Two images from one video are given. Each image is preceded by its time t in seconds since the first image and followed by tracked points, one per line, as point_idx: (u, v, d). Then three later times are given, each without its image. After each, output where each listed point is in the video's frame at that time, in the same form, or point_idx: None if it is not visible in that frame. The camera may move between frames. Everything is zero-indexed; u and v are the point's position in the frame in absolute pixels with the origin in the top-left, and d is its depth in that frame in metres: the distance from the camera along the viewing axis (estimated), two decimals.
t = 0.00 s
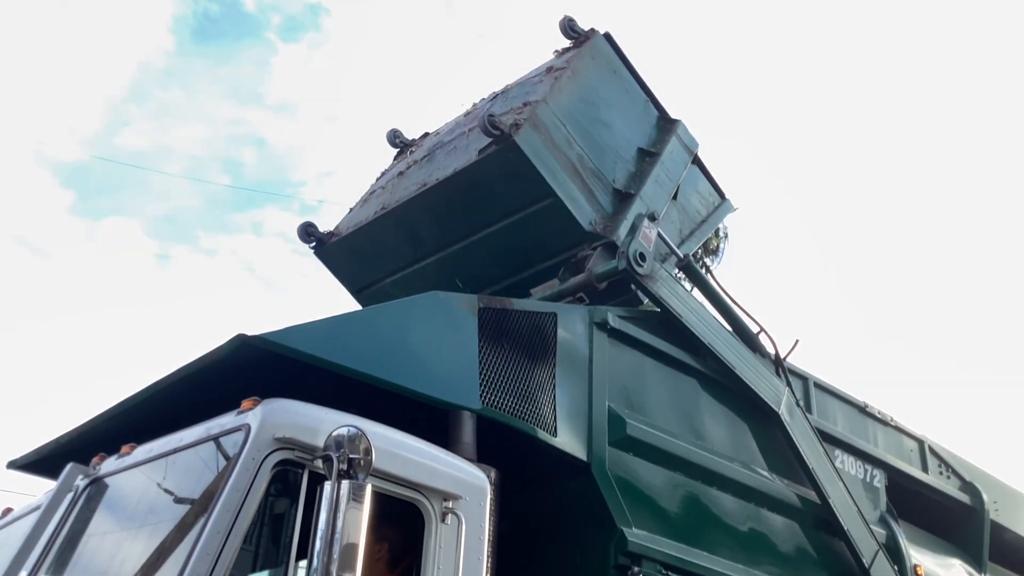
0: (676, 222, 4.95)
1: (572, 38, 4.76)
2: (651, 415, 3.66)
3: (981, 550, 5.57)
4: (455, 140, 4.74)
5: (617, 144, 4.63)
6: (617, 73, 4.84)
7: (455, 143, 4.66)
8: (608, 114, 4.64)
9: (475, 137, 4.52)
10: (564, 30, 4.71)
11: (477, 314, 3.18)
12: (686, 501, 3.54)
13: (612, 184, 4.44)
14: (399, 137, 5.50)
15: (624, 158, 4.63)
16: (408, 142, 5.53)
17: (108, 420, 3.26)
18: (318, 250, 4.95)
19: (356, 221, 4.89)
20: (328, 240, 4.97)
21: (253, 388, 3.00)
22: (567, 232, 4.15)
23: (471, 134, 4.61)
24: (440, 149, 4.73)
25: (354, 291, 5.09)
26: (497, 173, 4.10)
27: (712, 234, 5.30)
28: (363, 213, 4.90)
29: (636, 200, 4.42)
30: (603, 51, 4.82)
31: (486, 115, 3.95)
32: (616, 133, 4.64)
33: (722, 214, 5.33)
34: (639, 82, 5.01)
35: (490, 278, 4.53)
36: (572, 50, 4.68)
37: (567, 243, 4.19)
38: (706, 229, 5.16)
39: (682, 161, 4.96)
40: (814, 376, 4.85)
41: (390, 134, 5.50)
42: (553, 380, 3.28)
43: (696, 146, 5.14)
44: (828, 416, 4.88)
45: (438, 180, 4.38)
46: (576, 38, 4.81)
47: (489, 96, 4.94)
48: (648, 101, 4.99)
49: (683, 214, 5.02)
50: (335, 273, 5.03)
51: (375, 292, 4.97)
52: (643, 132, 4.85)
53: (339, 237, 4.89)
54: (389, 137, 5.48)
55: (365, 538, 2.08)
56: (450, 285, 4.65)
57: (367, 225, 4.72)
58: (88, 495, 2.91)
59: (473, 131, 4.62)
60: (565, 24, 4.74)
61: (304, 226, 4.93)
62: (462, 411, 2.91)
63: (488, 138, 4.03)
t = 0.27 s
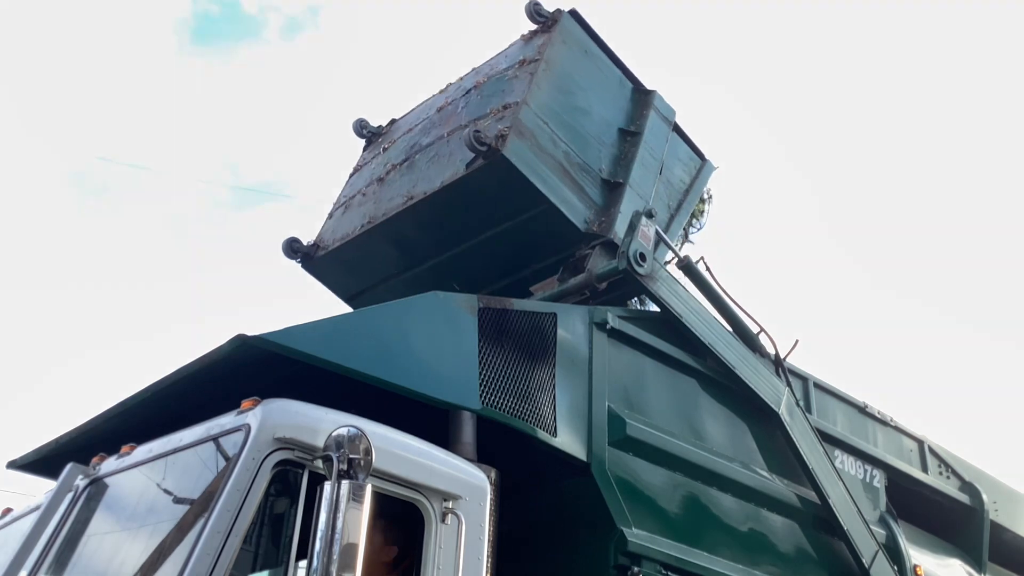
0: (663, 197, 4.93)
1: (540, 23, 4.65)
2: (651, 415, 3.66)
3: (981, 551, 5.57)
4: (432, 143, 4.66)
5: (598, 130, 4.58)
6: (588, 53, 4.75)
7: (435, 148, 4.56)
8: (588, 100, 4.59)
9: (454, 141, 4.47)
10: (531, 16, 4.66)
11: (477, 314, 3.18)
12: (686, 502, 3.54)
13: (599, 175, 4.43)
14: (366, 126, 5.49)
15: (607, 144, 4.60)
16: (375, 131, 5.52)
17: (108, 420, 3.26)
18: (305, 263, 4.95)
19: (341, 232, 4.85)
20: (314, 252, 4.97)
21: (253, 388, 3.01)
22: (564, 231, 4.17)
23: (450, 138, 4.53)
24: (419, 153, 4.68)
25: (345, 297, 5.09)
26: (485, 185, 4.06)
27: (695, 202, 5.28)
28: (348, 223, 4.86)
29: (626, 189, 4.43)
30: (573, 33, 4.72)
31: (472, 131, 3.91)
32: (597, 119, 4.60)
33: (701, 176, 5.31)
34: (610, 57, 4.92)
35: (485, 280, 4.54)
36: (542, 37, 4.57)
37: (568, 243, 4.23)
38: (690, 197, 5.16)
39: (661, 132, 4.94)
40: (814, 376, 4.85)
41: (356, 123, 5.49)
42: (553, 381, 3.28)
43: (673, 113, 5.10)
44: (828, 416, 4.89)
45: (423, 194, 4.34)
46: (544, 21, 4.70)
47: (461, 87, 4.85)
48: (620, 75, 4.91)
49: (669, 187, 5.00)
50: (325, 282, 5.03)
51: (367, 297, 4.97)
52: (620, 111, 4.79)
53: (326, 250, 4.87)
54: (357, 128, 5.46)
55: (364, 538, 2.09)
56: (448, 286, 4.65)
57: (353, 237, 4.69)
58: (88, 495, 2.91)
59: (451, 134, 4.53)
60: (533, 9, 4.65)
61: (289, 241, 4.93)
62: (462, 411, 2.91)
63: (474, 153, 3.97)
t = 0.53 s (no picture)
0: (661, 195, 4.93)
1: (536, 22, 4.65)
2: (650, 415, 3.66)
3: (980, 551, 5.57)
4: (429, 143, 4.67)
5: (595, 128, 4.58)
6: (584, 51, 4.74)
7: (433, 150, 4.56)
8: (584, 98, 4.58)
9: (452, 142, 4.46)
10: (528, 14, 4.64)
11: (477, 314, 3.18)
12: (685, 502, 3.54)
13: (598, 174, 4.43)
14: (362, 126, 5.48)
15: (604, 142, 4.60)
16: (372, 130, 5.52)
17: (108, 419, 3.26)
18: (305, 265, 4.96)
19: (340, 235, 4.85)
20: (313, 254, 4.96)
21: (253, 388, 3.01)
22: (563, 231, 4.17)
23: (447, 140, 4.52)
24: (418, 153, 4.67)
25: (346, 298, 5.09)
26: (483, 186, 4.06)
27: (694, 199, 5.28)
28: (346, 225, 4.86)
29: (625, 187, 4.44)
30: (569, 31, 4.71)
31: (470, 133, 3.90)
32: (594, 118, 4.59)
33: (698, 173, 5.31)
34: (606, 54, 4.91)
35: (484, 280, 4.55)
36: (538, 36, 4.56)
37: (567, 243, 4.23)
38: (688, 194, 5.16)
39: (658, 128, 4.94)
40: (813, 376, 4.85)
41: (353, 123, 5.49)
42: (553, 381, 3.28)
43: (670, 110, 5.10)
44: (827, 416, 4.89)
45: (421, 195, 4.33)
46: (539, 20, 4.68)
47: (458, 87, 4.84)
48: (616, 72, 4.91)
49: (667, 184, 5.00)
50: (324, 284, 5.03)
51: (367, 297, 4.97)
52: (617, 108, 4.79)
53: (325, 252, 4.87)
54: (353, 129, 5.46)
55: (364, 538, 2.08)
56: (445, 287, 4.66)
57: (352, 239, 4.69)
58: (88, 495, 2.91)
59: (449, 135, 4.53)
60: (529, 8, 4.64)
61: (287, 244, 4.93)
62: (462, 411, 2.91)
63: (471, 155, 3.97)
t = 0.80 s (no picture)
0: (667, 208, 4.94)
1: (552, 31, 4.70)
2: (649, 416, 3.67)
3: (978, 551, 5.57)
4: (438, 139, 4.70)
5: (604, 135, 4.59)
6: (599, 61, 4.78)
7: (441, 145, 4.59)
8: (595, 106, 4.60)
9: (460, 137, 4.48)
10: (545, 21, 4.69)
11: (476, 315, 3.18)
12: (684, 502, 3.54)
13: (602, 179, 4.43)
14: (379, 131, 5.49)
15: (612, 149, 4.61)
16: (388, 136, 5.53)
17: (107, 419, 3.26)
18: (308, 256, 4.95)
19: (345, 227, 4.85)
20: (318, 246, 4.96)
21: (254, 387, 3.00)
22: (562, 231, 4.16)
23: (456, 135, 4.55)
24: (427, 150, 4.70)
25: (346, 294, 5.07)
26: (486, 180, 4.08)
27: (702, 216, 5.29)
28: (352, 218, 4.87)
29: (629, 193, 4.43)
30: (585, 40, 4.75)
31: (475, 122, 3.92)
32: (603, 126, 4.60)
33: (707, 193, 5.32)
34: (621, 68, 4.94)
35: (485, 279, 4.53)
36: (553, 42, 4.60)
37: (565, 244, 4.22)
38: (695, 211, 5.16)
39: (669, 145, 4.95)
40: (812, 377, 4.85)
41: (370, 128, 5.50)
42: (552, 381, 3.28)
43: (682, 128, 5.11)
44: (826, 416, 4.89)
45: (426, 186, 4.35)
46: (556, 29, 4.74)
47: (471, 90, 4.88)
48: (630, 86, 4.93)
49: (674, 199, 5.01)
50: (327, 278, 5.03)
51: (368, 294, 4.96)
52: (627, 119, 4.80)
53: (329, 244, 4.87)
54: (370, 130, 5.48)
55: (363, 538, 2.09)
56: (445, 285, 4.64)
57: (356, 231, 4.70)
58: (87, 495, 2.91)
59: (458, 132, 4.55)
60: (546, 15, 4.69)
61: (293, 234, 4.92)
62: (460, 411, 2.92)
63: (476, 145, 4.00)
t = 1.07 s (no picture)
0: (668, 209, 4.93)
1: (555, 31, 4.72)
2: (649, 416, 3.66)
3: (978, 551, 5.57)
4: (440, 139, 4.70)
5: (605, 136, 4.59)
6: (601, 63, 4.78)
7: (442, 144, 4.59)
8: (597, 106, 4.60)
9: (460, 138, 4.48)
10: (548, 21, 4.69)
11: (476, 314, 3.18)
12: (683, 502, 3.54)
13: (603, 179, 4.42)
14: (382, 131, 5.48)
15: (613, 150, 4.61)
16: (390, 135, 5.53)
17: (106, 418, 3.26)
18: (308, 255, 4.94)
19: (345, 226, 4.84)
20: (318, 245, 4.96)
21: (254, 387, 3.00)
22: (562, 231, 4.16)
23: (457, 135, 4.55)
24: (428, 149, 4.70)
25: (347, 293, 5.07)
26: (486, 180, 4.08)
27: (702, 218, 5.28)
28: (352, 217, 4.86)
29: (630, 193, 4.43)
30: (587, 42, 4.76)
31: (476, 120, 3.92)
32: (605, 126, 4.60)
33: (708, 195, 5.32)
34: (624, 70, 4.94)
35: (485, 279, 4.53)
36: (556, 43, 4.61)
37: (562, 243, 4.21)
38: (696, 213, 5.16)
39: (670, 146, 4.95)
40: (812, 377, 4.85)
41: (372, 127, 5.49)
42: (552, 381, 3.28)
43: (684, 131, 5.12)
44: (826, 416, 4.89)
45: (427, 185, 4.34)
46: (559, 30, 4.75)
47: (473, 90, 4.88)
48: (632, 88, 4.94)
49: (674, 200, 5.01)
50: (327, 277, 5.02)
51: (369, 293, 4.96)
52: (629, 121, 4.80)
53: (329, 242, 4.87)
54: (372, 130, 5.47)
55: (362, 538, 2.09)
56: (445, 284, 4.66)
57: (356, 231, 4.69)
58: (86, 494, 2.91)
59: (459, 131, 4.55)
60: (548, 16, 4.70)
61: (294, 232, 4.92)
62: (460, 411, 2.92)
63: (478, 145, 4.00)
